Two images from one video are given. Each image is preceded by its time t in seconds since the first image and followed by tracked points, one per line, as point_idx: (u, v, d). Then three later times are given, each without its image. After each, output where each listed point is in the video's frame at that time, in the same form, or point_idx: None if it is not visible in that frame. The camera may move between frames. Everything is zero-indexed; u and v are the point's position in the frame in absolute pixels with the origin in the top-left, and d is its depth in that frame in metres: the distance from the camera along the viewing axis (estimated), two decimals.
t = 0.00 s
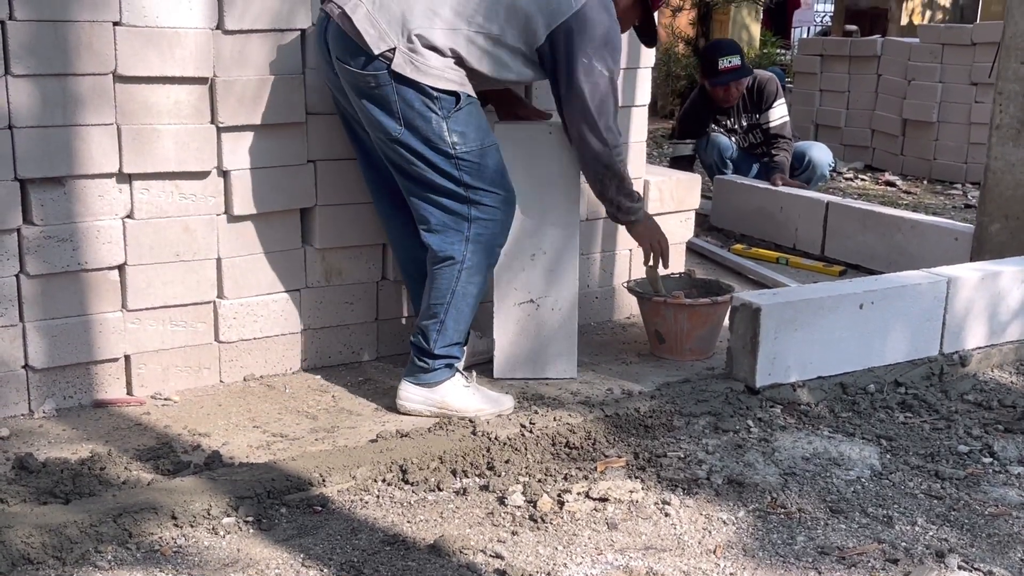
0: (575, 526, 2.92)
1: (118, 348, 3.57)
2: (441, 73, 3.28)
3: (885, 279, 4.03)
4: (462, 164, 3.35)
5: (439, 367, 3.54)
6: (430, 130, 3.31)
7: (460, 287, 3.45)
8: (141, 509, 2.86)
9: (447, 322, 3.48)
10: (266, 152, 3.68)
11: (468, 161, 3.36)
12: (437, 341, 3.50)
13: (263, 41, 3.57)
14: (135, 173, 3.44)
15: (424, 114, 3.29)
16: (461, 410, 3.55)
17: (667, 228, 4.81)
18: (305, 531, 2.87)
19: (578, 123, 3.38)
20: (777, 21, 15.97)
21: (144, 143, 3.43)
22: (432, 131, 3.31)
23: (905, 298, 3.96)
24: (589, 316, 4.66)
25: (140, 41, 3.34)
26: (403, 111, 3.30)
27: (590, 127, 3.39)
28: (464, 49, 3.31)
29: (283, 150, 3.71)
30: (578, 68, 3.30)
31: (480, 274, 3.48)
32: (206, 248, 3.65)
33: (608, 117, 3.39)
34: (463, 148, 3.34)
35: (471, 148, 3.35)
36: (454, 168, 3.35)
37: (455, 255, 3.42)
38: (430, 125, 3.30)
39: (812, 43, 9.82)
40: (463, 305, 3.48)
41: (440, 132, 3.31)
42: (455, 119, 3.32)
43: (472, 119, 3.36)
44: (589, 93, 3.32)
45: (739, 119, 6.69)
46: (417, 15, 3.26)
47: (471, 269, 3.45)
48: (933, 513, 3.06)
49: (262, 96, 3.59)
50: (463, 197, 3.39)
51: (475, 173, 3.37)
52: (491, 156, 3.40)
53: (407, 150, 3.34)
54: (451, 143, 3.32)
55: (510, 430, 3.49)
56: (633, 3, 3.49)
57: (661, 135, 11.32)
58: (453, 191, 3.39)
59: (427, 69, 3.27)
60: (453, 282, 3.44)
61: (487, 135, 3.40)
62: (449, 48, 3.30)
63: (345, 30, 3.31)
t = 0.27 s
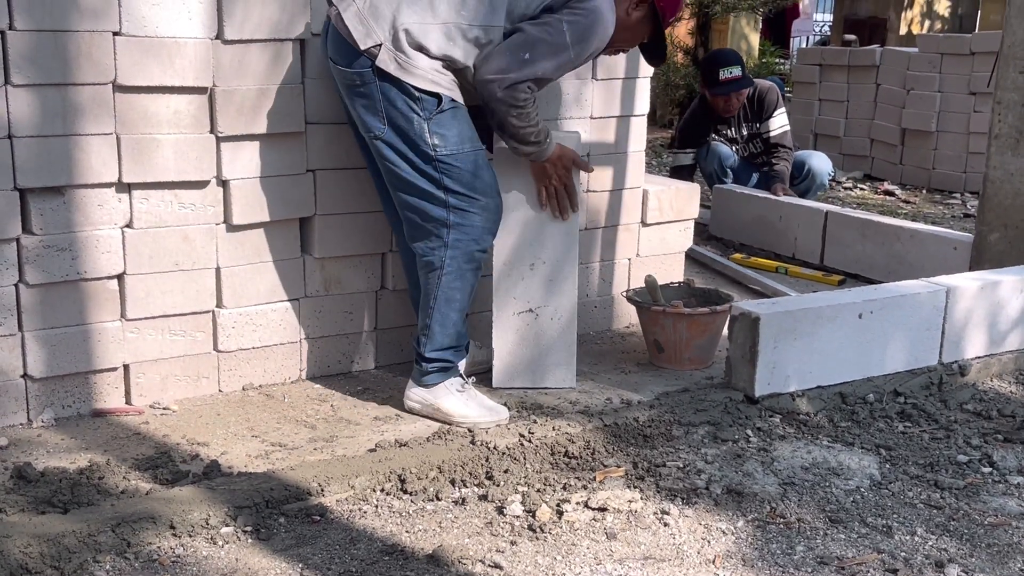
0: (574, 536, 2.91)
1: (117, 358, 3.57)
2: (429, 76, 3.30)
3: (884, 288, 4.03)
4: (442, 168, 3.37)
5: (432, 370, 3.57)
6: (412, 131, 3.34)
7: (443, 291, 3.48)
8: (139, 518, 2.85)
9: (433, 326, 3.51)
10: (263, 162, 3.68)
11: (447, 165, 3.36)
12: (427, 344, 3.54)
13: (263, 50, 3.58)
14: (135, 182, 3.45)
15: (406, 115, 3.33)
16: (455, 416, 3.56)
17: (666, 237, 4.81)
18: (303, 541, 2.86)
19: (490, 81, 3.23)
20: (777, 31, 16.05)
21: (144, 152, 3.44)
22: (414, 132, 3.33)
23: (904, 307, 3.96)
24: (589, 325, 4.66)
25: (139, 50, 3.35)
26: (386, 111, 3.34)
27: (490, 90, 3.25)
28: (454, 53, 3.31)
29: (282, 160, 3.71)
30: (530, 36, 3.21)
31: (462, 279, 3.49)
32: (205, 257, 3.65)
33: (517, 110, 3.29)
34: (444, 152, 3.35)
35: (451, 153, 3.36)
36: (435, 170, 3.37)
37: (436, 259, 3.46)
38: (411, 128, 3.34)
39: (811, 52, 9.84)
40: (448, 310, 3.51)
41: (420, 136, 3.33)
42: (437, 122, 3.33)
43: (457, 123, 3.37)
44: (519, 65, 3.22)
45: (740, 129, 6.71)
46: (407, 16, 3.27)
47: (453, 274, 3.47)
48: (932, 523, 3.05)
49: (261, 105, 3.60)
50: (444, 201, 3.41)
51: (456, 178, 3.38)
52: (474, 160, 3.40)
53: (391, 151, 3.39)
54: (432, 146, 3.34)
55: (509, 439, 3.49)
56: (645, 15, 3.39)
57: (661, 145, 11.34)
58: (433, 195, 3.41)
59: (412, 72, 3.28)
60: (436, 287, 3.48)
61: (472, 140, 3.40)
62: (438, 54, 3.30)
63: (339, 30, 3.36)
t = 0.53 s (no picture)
0: (574, 542, 2.91)
1: (117, 363, 3.57)
2: (423, 83, 3.28)
3: (884, 294, 4.03)
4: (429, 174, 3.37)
5: (431, 378, 3.57)
6: (399, 136, 3.36)
7: (435, 298, 3.48)
8: (139, 524, 2.85)
9: (428, 333, 3.51)
10: (263, 167, 3.68)
11: (435, 171, 3.37)
12: (423, 352, 3.54)
13: (263, 55, 3.58)
14: (135, 188, 3.45)
15: (394, 120, 3.35)
16: (453, 421, 3.56)
17: (666, 242, 4.81)
18: (303, 547, 2.86)
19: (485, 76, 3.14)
20: (777, 37, 16.08)
21: (144, 158, 3.44)
22: (401, 137, 3.36)
23: (905, 312, 3.96)
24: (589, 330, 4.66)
25: (140, 56, 3.35)
26: (374, 116, 3.38)
27: (488, 88, 3.14)
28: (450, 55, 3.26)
29: (282, 166, 3.72)
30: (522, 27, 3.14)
31: (453, 286, 3.48)
32: (206, 262, 3.65)
33: (516, 105, 3.20)
34: (432, 158, 3.36)
35: (439, 158, 3.36)
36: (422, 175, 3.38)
37: (425, 266, 3.46)
38: (399, 134, 3.35)
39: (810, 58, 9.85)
40: (441, 318, 3.50)
41: (408, 141, 3.35)
42: (423, 127, 3.33)
43: (446, 129, 3.37)
44: (513, 56, 3.12)
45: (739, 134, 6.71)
46: (395, 18, 3.25)
47: (443, 282, 3.46)
48: (933, 528, 3.05)
49: (262, 111, 3.60)
50: (430, 206, 3.42)
51: (442, 183, 3.39)
52: (461, 166, 3.39)
53: (381, 156, 3.42)
54: (419, 151, 3.35)
55: (509, 444, 3.48)
56: (653, 6, 3.35)
57: (661, 151, 11.35)
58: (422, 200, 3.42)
59: (400, 78, 3.27)
60: (428, 295, 3.47)
61: (461, 146, 3.40)
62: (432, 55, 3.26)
63: (331, 39, 3.40)
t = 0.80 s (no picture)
0: (574, 543, 2.90)
1: (117, 364, 3.56)
2: (422, 85, 3.28)
3: (884, 295, 4.03)
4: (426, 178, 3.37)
5: (431, 381, 3.57)
6: (396, 140, 3.36)
7: (432, 303, 3.47)
8: (139, 525, 2.85)
9: (426, 338, 3.51)
10: (263, 168, 3.68)
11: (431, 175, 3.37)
12: (422, 356, 3.54)
13: (262, 56, 3.58)
14: (135, 189, 3.45)
15: (391, 124, 3.35)
16: (453, 423, 3.55)
17: (666, 243, 4.81)
18: (303, 548, 2.86)
19: (531, 95, 3.04)
20: (776, 37, 16.10)
21: (144, 159, 3.44)
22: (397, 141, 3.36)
23: (905, 313, 3.96)
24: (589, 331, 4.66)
25: (139, 57, 3.35)
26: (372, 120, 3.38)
27: (538, 104, 3.06)
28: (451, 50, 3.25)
29: (282, 167, 3.71)
30: (548, 37, 3.03)
31: (450, 291, 3.48)
32: (205, 264, 3.65)
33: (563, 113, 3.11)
34: (429, 162, 3.36)
35: (435, 163, 3.36)
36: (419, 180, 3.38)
37: (422, 271, 3.46)
38: (396, 138, 3.36)
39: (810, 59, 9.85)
40: (439, 322, 3.50)
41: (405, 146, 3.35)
42: (420, 133, 3.33)
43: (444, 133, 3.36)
44: (548, 62, 3.03)
45: (740, 135, 6.72)
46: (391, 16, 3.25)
47: (440, 287, 3.46)
48: (934, 530, 3.05)
49: (262, 112, 3.60)
50: (427, 211, 3.42)
51: (438, 188, 3.39)
52: (457, 171, 3.39)
53: (379, 161, 3.42)
54: (416, 155, 3.35)
55: (509, 445, 3.48)
56: None
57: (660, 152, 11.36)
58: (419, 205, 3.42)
59: (396, 81, 3.27)
60: (425, 301, 3.47)
61: (457, 151, 3.39)
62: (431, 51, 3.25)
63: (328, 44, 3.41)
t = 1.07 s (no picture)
0: (574, 541, 2.91)
1: (117, 363, 3.56)
2: (437, 82, 3.29)
3: (884, 293, 4.03)
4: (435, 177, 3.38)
5: (430, 379, 3.58)
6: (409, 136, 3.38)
7: (437, 303, 3.47)
8: (138, 523, 2.85)
9: (428, 336, 3.52)
10: (263, 167, 3.68)
11: (441, 174, 3.37)
12: (423, 354, 3.55)
13: (262, 54, 3.58)
14: (135, 187, 3.45)
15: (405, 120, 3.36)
16: (453, 421, 3.55)
17: (666, 242, 4.81)
18: (303, 546, 2.86)
19: (554, 72, 3.08)
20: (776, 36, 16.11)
21: (144, 157, 3.44)
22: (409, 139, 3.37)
23: (905, 311, 3.96)
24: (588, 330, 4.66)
25: (139, 55, 3.35)
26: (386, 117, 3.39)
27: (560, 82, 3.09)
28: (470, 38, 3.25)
29: (282, 166, 3.71)
30: (564, 12, 3.03)
31: (456, 291, 3.48)
32: (205, 262, 3.65)
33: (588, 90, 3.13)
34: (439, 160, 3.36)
35: (446, 162, 3.36)
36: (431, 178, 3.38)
37: (428, 269, 3.46)
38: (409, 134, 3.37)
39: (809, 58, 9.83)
40: (442, 321, 3.50)
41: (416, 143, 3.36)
42: (432, 130, 3.34)
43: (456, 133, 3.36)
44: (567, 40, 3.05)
45: (740, 132, 6.69)
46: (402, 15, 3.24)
47: (446, 286, 3.46)
48: (933, 528, 3.05)
49: (261, 110, 3.60)
50: (435, 210, 3.42)
51: (448, 187, 3.39)
52: (467, 169, 3.39)
53: (391, 158, 3.42)
54: (426, 153, 3.36)
55: (509, 444, 3.48)
56: None
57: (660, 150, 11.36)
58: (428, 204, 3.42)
59: (410, 76, 3.28)
60: (428, 299, 3.48)
61: (470, 149, 3.39)
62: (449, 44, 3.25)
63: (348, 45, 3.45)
